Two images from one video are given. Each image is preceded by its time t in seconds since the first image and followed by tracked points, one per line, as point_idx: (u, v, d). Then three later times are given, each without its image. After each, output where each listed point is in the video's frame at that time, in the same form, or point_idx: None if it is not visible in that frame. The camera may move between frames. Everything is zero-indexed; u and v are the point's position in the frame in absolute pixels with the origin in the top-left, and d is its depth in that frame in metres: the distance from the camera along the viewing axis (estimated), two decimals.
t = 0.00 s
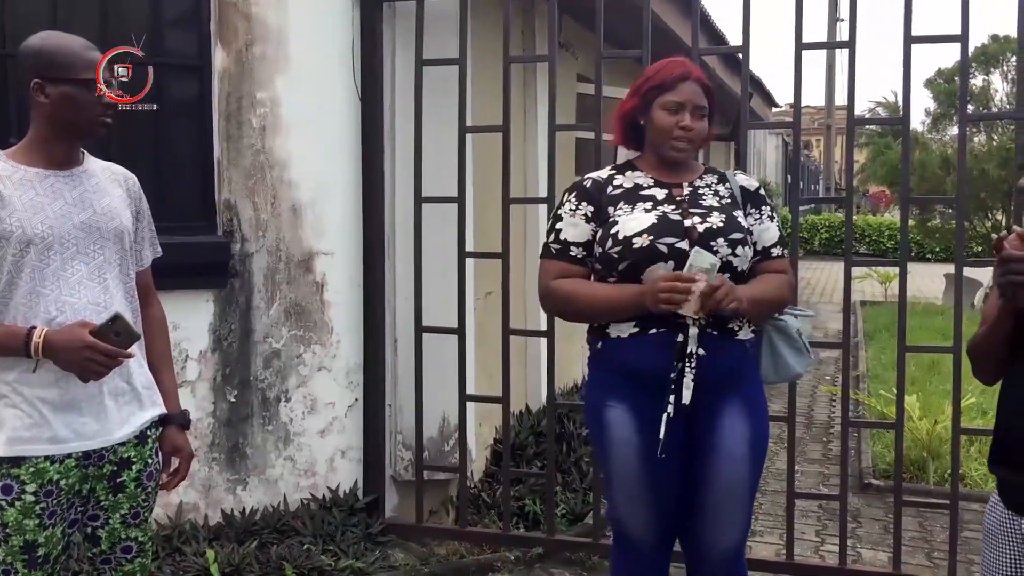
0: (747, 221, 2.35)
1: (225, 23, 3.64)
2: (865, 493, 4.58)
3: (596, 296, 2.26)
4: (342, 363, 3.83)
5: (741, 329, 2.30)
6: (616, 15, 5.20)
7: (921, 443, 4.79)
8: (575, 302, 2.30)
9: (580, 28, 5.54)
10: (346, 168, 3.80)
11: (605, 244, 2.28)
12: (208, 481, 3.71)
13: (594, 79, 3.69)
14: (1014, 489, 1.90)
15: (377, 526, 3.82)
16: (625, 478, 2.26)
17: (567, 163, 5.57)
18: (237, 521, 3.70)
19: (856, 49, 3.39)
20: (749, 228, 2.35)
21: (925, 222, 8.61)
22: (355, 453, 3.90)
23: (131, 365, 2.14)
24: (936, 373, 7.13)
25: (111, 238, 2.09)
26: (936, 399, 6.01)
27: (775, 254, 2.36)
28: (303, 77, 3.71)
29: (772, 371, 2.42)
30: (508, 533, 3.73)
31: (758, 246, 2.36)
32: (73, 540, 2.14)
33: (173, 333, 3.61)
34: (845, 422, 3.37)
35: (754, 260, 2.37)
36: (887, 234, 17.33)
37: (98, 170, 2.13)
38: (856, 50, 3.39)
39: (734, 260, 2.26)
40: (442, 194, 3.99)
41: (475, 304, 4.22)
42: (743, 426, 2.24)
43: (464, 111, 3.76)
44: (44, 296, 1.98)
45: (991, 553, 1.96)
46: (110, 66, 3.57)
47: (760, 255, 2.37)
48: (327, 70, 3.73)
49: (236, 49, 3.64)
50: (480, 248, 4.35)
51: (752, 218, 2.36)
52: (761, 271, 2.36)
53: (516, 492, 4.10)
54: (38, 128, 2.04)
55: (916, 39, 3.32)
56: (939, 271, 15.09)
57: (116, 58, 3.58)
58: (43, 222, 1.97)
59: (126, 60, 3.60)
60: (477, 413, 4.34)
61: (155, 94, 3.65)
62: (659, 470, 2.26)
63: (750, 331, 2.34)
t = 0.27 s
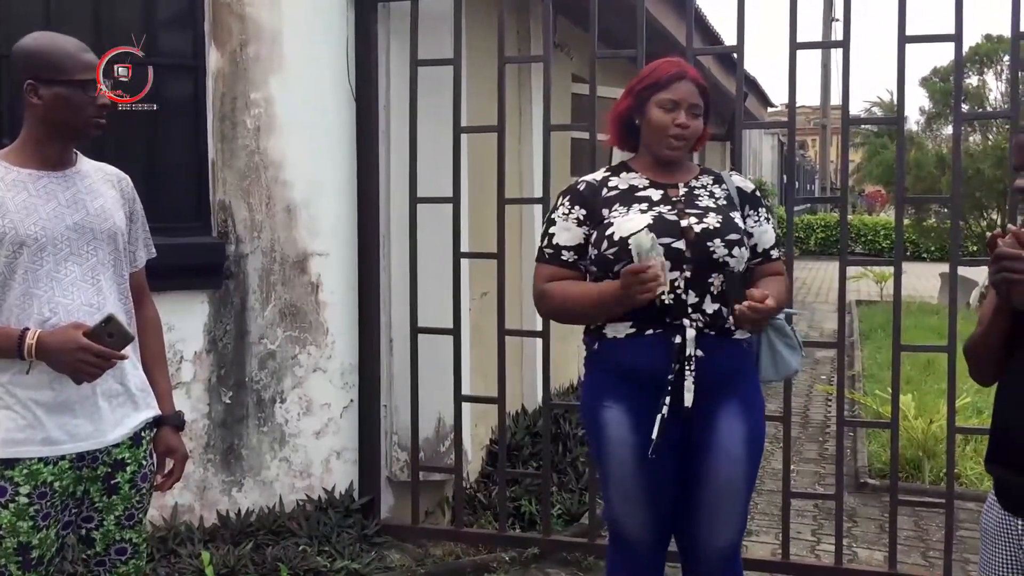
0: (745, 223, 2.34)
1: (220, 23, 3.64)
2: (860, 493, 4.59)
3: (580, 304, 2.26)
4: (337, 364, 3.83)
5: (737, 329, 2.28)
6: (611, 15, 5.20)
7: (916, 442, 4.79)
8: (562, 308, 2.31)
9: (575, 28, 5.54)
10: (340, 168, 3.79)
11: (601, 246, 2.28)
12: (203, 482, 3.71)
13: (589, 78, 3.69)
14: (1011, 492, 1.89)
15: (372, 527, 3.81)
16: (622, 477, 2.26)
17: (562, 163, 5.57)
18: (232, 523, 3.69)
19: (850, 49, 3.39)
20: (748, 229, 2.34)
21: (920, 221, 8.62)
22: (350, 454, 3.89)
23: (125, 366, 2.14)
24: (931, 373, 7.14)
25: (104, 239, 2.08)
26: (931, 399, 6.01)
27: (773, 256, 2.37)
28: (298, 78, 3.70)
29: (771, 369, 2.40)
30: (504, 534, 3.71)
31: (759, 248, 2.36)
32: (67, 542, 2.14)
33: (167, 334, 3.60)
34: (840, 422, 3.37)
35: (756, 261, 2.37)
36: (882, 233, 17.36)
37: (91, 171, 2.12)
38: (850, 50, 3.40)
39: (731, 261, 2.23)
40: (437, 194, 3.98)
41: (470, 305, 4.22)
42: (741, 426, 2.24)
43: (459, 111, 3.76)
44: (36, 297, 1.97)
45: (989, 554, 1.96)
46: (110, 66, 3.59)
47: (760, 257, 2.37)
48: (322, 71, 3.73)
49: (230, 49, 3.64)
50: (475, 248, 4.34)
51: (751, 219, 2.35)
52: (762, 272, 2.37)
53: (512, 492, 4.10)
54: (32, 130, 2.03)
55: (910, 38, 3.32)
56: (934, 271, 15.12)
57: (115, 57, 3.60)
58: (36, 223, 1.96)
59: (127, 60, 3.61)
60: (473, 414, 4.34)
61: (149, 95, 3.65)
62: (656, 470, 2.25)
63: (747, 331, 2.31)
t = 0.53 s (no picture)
0: (745, 222, 2.33)
1: (217, 24, 3.64)
2: (858, 492, 4.59)
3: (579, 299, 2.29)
4: (335, 364, 3.83)
5: (735, 330, 2.28)
6: (608, 15, 5.20)
7: (914, 442, 4.80)
8: (563, 305, 2.34)
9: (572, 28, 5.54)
10: (338, 169, 3.79)
11: (596, 249, 2.28)
12: (201, 483, 3.71)
13: (586, 79, 3.69)
14: (1008, 492, 1.90)
15: (371, 528, 3.81)
16: (618, 478, 2.27)
17: (559, 164, 5.57)
18: (230, 524, 3.69)
19: (847, 49, 3.40)
20: (749, 229, 2.33)
21: (917, 221, 8.63)
22: (348, 454, 3.89)
23: (123, 367, 2.14)
24: (929, 372, 7.15)
25: (101, 240, 2.08)
26: (929, 398, 6.02)
27: (776, 255, 2.38)
28: (295, 79, 3.70)
29: (771, 369, 2.34)
30: (501, 534, 3.71)
31: (761, 247, 2.35)
32: (65, 543, 2.14)
33: (165, 335, 3.61)
34: (837, 421, 3.37)
35: (758, 260, 2.38)
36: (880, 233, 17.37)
37: (89, 172, 2.13)
38: (847, 50, 3.40)
39: (727, 262, 2.22)
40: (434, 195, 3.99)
41: (468, 305, 4.22)
42: (738, 427, 2.24)
43: (456, 112, 3.75)
44: (34, 299, 1.97)
45: (985, 553, 1.96)
46: (110, 66, 3.60)
47: (762, 257, 2.37)
48: (319, 72, 3.73)
49: (228, 50, 3.64)
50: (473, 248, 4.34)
51: (752, 218, 2.34)
52: (767, 271, 2.38)
53: (510, 493, 4.10)
54: (32, 133, 2.03)
55: (907, 38, 3.32)
56: (932, 270, 15.14)
57: (116, 58, 3.61)
58: (33, 224, 1.96)
59: (127, 60, 3.62)
60: (471, 414, 4.34)
61: (146, 97, 3.64)
62: (653, 472, 2.26)
63: (745, 332, 2.30)
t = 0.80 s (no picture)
0: (748, 222, 2.33)
1: (219, 25, 3.64)
2: (860, 494, 4.59)
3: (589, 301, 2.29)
4: (337, 365, 3.83)
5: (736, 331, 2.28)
6: (610, 16, 5.20)
7: (916, 443, 4.79)
8: (573, 311, 2.32)
9: (574, 29, 5.54)
10: (339, 171, 3.79)
11: (596, 251, 2.29)
12: (203, 484, 3.71)
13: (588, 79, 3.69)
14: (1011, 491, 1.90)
15: (373, 529, 3.81)
16: (617, 478, 2.27)
17: (561, 165, 5.57)
18: (232, 524, 3.69)
19: (849, 49, 3.39)
20: (750, 229, 2.33)
21: (920, 222, 8.62)
22: (350, 455, 3.89)
23: (124, 368, 2.14)
24: (932, 374, 7.14)
25: (103, 241, 2.08)
26: (931, 400, 6.01)
27: (778, 255, 2.37)
28: (297, 81, 3.71)
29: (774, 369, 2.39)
30: (502, 535, 3.71)
31: (763, 248, 2.35)
32: (67, 544, 2.14)
33: (167, 335, 3.60)
34: (840, 423, 3.36)
35: (759, 261, 2.37)
36: (882, 234, 17.36)
37: (90, 173, 2.13)
38: (849, 51, 3.40)
39: (727, 263, 2.22)
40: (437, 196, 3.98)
41: (470, 306, 4.21)
42: (739, 428, 2.23)
43: (458, 112, 3.75)
44: (36, 299, 1.97)
45: (991, 555, 1.95)
46: (110, 66, 3.59)
47: (763, 258, 2.37)
48: (321, 73, 3.73)
49: (230, 51, 3.64)
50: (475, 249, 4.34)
51: (754, 219, 2.33)
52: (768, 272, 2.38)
53: (512, 494, 4.10)
54: (33, 134, 2.03)
55: (909, 39, 3.32)
56: (935, 272, 15.13)
57: (115, 57, 3.59)
58: (35, 225, 1.96)
59: (128, 60, 3.61)
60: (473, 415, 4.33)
61: (148, 97, 3.64)
62: (652, 472, 2.26)
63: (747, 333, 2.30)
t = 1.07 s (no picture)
0: (754, 225, 2.32)
1: (227, 27, 3.65)
2: (866, 497, 4.58)
3: (597, 305, 2.28)
4: (344, 367, 3.83)
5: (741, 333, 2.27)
6: (616, 18, 5.21)
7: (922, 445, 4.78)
8: (581, 315, 2.32)
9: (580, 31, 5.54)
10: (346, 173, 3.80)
11: (601, 254, 2.30)
12: (209, 485, 3.71)
13: (595, 82, 3.69)
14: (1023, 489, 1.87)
15: (379, 530, 3.81)
16: (623, 480, 2.27)
17: (567, 167, 5.57)
18: (239, 525, 3.70)
19: (856, 52, 3.39)
20: (756, 232, 2.32)
21: (926, 224, 8.60)
22: (356, 457, 3.90)
23: (132, 370, 2.15)
24: (938, 376, 7.12)
25: (112, 243, 2.09)
26: (937, 403, 6.00)
27: (785, 257, 2.36)
28: (304, 83, 3.71)
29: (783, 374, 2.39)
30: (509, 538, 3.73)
31: (769, 251, 2.34)
32: (75, 545, 2.14)
33: (175, 337, 3.61)
34: (847, 425, 3.36)
35: (767, 264, 2.36)
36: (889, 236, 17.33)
37: (99, 175, 2.14)
38: (856, 53, 3.40)
39: (730, 266, 2.22)
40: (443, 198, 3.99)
41: (476, 308, 4.22)
42: (744, 432, 2.22)
43: (465, 115, 3.76)
44: (45, 301, 1.98)
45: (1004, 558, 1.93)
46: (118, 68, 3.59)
47: (771, 260, 2.35)
48: (328, 75, 3.74)
49: (237, 53, 3.65)
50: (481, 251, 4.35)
51: (761, 221, 2.33)
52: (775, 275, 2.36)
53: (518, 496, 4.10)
54: (41, 137, 2.04)
55: (916, 42, 3.32)
56: (941, 274, 15.10)
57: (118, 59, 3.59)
58: (44, 227, 1.97)
59: (126, 60, 3.59)
60: (479, 417, 4.34)
61: (156, 99, 3.65)
62: (657, 474, 2.26)
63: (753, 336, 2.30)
